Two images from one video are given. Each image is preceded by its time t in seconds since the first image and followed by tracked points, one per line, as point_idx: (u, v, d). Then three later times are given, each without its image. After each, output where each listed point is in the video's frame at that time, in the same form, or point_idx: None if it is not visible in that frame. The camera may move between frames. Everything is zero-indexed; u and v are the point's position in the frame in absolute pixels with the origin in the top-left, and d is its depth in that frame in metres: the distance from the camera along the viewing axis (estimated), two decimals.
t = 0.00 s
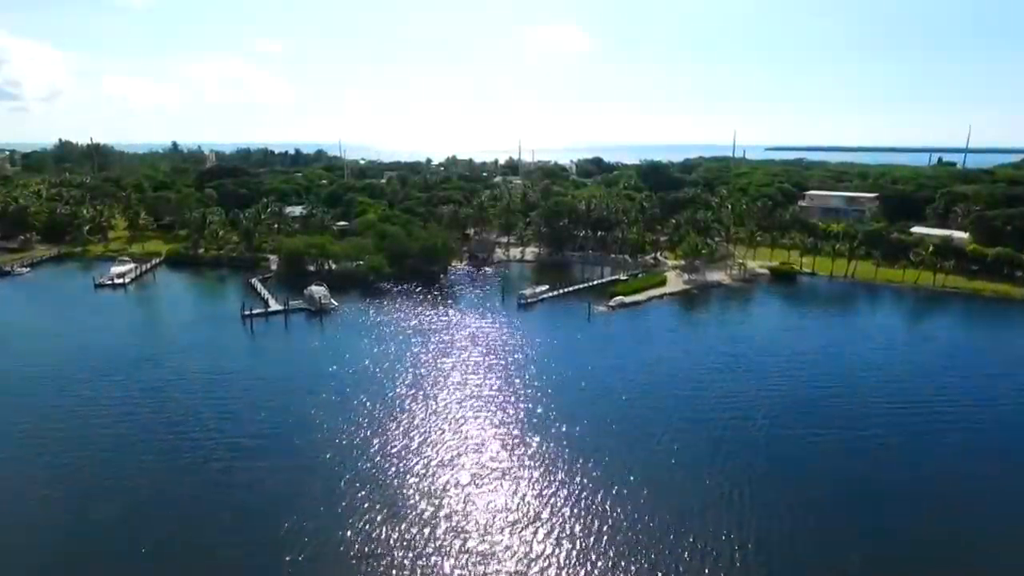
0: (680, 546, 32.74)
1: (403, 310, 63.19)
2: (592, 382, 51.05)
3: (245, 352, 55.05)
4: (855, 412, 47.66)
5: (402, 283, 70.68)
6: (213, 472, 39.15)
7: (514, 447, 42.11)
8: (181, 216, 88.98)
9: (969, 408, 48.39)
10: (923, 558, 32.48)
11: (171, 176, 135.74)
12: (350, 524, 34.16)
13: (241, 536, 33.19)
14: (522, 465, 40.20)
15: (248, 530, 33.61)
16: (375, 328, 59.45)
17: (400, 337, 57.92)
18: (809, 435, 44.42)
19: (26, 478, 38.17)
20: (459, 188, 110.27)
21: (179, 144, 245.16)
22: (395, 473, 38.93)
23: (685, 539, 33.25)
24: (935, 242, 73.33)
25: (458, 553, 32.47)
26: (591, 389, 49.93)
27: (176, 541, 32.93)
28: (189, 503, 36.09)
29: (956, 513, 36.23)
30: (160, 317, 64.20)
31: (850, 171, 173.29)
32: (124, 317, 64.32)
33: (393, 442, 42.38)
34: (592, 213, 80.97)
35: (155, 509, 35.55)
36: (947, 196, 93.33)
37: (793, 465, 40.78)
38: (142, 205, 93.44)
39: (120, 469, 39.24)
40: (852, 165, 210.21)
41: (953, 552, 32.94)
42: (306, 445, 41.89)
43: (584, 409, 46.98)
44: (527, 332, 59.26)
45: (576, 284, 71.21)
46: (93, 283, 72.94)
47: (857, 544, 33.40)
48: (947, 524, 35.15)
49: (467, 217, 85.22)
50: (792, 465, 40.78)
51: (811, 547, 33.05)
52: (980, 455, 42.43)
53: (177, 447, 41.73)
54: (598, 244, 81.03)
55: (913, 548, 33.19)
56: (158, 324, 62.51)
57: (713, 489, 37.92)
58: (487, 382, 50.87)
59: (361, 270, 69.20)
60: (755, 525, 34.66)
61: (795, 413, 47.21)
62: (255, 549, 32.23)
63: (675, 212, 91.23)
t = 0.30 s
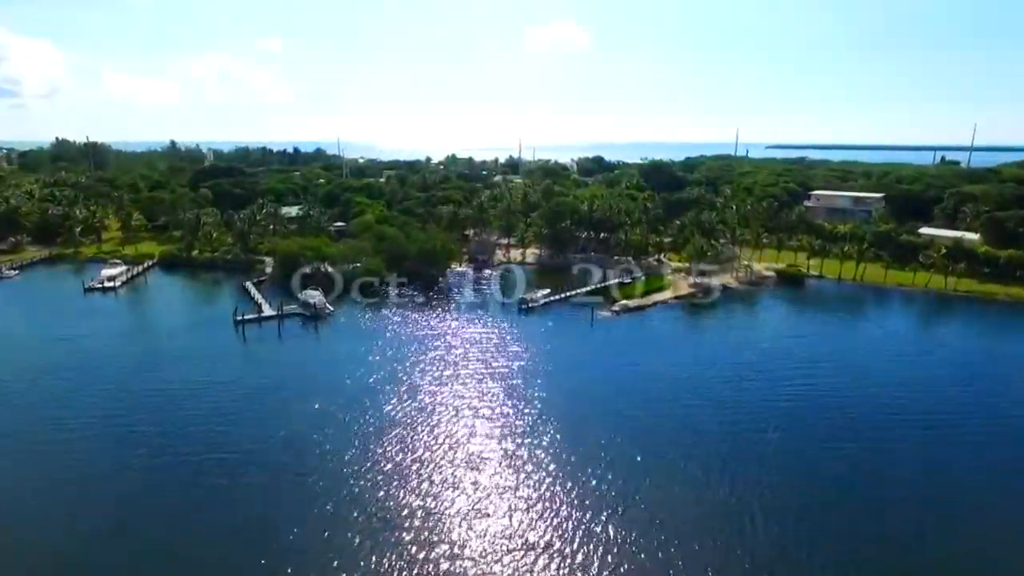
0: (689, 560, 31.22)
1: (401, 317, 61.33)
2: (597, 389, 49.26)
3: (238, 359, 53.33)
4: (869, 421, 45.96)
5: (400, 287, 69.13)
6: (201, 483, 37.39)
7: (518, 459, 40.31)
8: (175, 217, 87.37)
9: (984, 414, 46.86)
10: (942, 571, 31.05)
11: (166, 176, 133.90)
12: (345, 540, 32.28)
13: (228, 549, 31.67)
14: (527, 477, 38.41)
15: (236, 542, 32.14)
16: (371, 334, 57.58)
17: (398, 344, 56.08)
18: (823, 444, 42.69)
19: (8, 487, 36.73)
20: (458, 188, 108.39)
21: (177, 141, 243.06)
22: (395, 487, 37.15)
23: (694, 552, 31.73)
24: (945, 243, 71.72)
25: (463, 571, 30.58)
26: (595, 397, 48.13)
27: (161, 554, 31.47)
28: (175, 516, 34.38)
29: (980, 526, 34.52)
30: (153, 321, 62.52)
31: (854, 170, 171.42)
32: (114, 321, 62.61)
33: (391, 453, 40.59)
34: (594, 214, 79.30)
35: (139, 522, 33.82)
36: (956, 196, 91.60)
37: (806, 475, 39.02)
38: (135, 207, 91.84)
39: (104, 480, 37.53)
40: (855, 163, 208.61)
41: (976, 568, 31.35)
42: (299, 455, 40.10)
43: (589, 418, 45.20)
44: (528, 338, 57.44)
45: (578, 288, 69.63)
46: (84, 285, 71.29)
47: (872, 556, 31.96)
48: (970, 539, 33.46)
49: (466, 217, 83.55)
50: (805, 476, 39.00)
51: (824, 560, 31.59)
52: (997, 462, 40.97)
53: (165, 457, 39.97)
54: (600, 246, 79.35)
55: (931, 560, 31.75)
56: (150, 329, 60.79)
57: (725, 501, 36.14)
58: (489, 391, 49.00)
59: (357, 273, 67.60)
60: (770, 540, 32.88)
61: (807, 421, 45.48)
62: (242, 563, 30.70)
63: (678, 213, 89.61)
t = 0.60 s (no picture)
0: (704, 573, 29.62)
1: (400, 323, 59.57)
2: (603, 396, 47.49)
3: (231, 364, 51.56)
4: (885, 428, 44.30)
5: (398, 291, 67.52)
6: (188, 492, 35.58)
7: (524, 468, 38.46)
8: (168, 218, 85.59)
9: (1001, 421, 45.33)
10: None
11: (160, 176, 131.84)
12: (344, 553, 30.40)
13: (220, 559, 30.17)
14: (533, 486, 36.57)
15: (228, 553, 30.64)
16: (369, 340, 55.80)
17: (397, 350, 54.29)
18: (838, 453, 40.99)
19: None
20: (457, 189, 106.68)
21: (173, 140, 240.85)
22: (396, 495, 35.29)
23: (707, 565, 30.24)
24: (956, 245, 70.10)
25: None
26: (601, 404, 46.35)
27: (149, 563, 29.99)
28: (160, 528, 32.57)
29: (1005, 538, 32.98)
30: (144, 325, 60.76)
31: (857, 169, 169.82)
32: (104, 325, 60.82)
33: (391, 461, 38.75)
34: (597, 215, 77.61)
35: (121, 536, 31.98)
36: (964, 197, 89.91)
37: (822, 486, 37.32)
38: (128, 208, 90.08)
39: (86, 490, 35.72)
40: (856, 162, 207.14)
41: None
42: (293, 463, 38.31)
43: (596, 425, 43.44)
44: (531, 344, 55.70)
45: (580, 291, 67.95)
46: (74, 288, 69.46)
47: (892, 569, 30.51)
48: (998, 553, 31.80)
49: (465, 218, 81.91)
50: (821, 486, 37.29)
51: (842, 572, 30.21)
52: (1017, 470, 39.53)
53: (151, 466, 38.17)
54: (603, 249, 77.69)
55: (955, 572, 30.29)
56: (141, 333, 59.02)
57: (740, 513, 34.40)
58: (492, 398, 47.21)
59: (355, 276, 65.90)
60: (787, 555, 31.16)
61: (820, 429, 43.87)
62: None
63: (682, 214, 87.90)
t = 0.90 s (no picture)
0: None
1: (398, 328, 57.72)
2: (608, 405, 45.62)
3: (222, 370, 49.75)
4: (898, 437, 42.68)
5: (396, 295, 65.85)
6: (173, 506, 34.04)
7: (528, 482, 36.61)
8: (161, 219, 83.88)
9: (1018, 429, 43.83)
10: None
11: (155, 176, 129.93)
12: None
13: None
14: (538, 501, 34.77)
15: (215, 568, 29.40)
16: (366, 345, 53.90)
17: (395, 356, 52.46)
18: (851, 463, 39.37)
19: None
20: (456, 189, 104.82)
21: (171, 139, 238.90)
22: (393, 511, 33.49)
23: None
24: (967, 247, 68.38)
25: None
26: (605, 413, 44.56)
27: None
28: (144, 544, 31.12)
29: None
30: (137, 329, 59.13)
31: (861, 168, 167.89)
32: (93, 329, 59.15)
33: (388, 474, 36.98)
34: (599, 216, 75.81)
35: (108, 549, 30.87)
36: (974, 197, 88.07)
37: (835, 498, 35.69)
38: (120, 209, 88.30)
39: (68, 502, 34.37)
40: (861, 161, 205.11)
41: None
42: (283, 477, 36.57)
43: (602, 436, 41.62)
44: (533, 351, 53.82)
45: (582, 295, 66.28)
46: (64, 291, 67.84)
47: None
48: (1016, 567, 30.32)
49: (464, 220, 80.20)
50: (833, 498, 35.65)
51: None
52: None
53: (135, 477, 36.58)
54: (605, 251, 76.05)
55: None
56: (133, 336, 57.45)
57: (751, 528, 32.73)
58: (494, 407, 45.39)
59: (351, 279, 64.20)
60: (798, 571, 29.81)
61: (830, 437, 42.38)
62: None
63: (685, 216, 86.14)
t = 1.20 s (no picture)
0: None
1: (397, 336, 55.85)
2: (614, 415, 43.86)
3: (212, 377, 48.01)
4: (912, 445, 41.27)
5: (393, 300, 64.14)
6: (161, 518, 32.74)
7: (532, 497, 34.72)
8: (154, 221, 82.09)
9: None
10: None
11: (150, 176, 127.99)
12: None
13: None
14: (543, 518, 32.90)
15: None
16: (364, 354, 52.01)
17: (394, 366, 50.58)
18: (864, 471, 38.01)
19: None
20: (455, 189, 102.97)
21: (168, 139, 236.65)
22: (389, 531, 31.60)
23: None
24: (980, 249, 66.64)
25: None
26: (611, 423, 42.76)
27: None
28: (129, 561, 29.74)
29: None
30: (125, 334, 57.41)
31: (864, 168, 166.10)
32: (83, 333, 57.51)
33: (384, 491, 35.07)
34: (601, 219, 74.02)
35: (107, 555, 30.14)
36: (983, 198, 86.31)
37: (849, 507, 34.34)
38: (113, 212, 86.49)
39: (63, 507, 33.64)
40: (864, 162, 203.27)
41: None
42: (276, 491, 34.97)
43: (609, 448, 39.79)
44: (536, 360, 52.03)
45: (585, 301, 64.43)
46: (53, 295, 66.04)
47: None
48: None
49: (463, 222, 78.43)
50: (848, 508, 34.29)
51: None
52: None
53: (123, 489, 35.16)
54: (608, 254, 74.28)
55: None
56: (122, 342, 55.74)
57: (763, 540, 31.39)
58: (498, 418, 43.50)
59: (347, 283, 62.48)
60: None
61: (844, 446, 40.80)
62: None
63: (688, 219, 84.26)
